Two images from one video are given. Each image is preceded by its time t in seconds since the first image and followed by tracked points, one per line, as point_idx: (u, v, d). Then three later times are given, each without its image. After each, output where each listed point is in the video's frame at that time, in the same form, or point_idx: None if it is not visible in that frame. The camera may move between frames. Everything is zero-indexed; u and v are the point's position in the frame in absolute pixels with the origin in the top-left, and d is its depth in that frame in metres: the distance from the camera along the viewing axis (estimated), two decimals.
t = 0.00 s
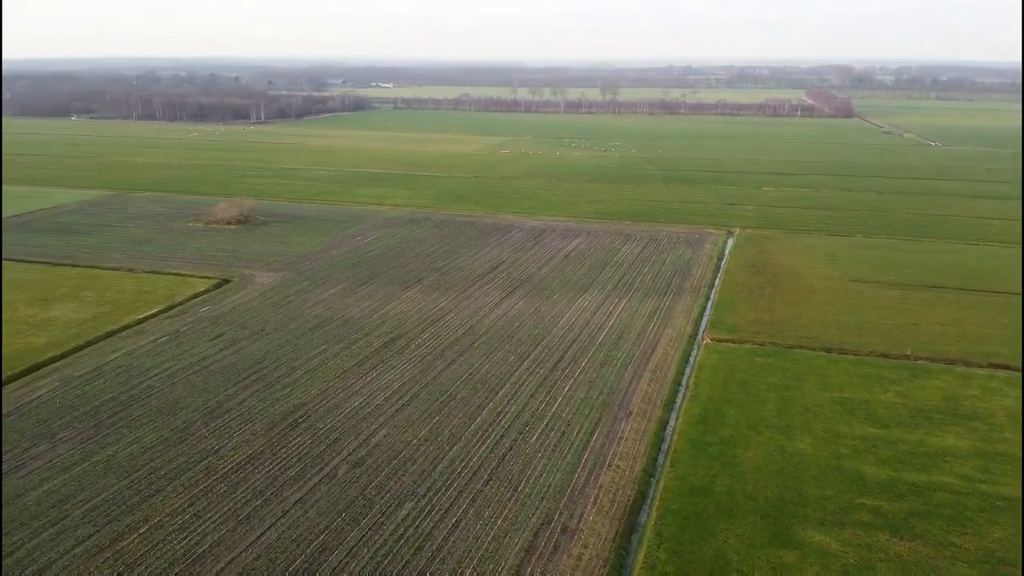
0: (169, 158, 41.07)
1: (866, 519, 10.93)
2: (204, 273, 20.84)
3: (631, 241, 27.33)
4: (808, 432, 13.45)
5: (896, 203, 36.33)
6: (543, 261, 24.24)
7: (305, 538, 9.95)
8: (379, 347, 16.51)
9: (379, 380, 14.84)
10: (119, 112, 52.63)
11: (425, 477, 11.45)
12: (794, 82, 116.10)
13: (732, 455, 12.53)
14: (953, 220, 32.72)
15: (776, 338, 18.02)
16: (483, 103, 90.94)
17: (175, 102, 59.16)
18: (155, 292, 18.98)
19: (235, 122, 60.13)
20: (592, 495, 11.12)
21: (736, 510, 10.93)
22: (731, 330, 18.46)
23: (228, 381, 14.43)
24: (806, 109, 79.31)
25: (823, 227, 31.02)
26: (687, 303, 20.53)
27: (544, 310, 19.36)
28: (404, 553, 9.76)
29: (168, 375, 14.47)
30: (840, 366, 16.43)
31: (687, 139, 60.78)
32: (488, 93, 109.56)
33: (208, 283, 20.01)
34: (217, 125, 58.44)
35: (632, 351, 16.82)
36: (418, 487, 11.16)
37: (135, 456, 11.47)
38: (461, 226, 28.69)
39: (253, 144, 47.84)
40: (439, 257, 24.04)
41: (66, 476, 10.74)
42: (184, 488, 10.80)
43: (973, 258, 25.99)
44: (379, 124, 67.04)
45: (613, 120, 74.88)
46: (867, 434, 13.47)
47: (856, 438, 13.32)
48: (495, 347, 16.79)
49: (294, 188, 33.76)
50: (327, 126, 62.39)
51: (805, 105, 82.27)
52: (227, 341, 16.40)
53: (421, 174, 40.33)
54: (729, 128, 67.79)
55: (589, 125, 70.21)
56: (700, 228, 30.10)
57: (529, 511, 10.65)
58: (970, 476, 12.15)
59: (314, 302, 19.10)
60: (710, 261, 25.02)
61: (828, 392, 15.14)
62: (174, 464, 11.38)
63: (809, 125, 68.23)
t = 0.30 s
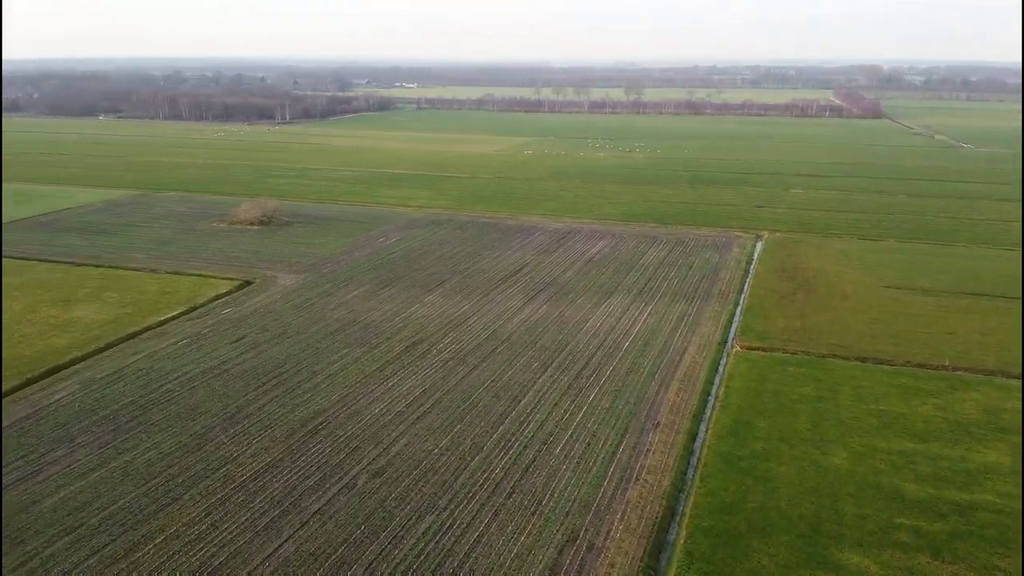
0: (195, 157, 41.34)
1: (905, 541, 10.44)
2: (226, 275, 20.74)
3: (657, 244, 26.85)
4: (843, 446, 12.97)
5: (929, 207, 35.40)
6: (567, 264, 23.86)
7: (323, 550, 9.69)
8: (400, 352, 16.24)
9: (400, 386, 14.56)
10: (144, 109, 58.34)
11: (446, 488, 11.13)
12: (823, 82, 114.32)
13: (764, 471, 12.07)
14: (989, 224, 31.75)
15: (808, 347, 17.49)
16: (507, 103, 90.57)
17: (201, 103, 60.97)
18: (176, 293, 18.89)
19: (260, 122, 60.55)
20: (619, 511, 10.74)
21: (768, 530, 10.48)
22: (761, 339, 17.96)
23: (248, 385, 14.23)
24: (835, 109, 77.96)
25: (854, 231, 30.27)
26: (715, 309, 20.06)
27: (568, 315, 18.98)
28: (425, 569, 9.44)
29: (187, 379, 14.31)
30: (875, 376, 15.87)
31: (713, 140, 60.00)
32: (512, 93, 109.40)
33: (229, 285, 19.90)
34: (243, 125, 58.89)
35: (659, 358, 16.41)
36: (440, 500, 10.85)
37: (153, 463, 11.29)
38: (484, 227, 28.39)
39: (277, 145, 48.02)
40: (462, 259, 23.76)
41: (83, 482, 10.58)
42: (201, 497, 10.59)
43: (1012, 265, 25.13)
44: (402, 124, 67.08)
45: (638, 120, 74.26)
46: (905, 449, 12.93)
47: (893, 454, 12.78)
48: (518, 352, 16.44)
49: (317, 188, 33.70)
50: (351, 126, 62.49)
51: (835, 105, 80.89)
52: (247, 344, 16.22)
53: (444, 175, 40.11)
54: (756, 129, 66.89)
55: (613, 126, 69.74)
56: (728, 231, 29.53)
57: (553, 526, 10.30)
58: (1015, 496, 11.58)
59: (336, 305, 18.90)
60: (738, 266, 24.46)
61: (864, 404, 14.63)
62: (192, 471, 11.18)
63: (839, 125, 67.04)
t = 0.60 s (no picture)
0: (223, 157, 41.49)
1: (951, 565, 9.91)
2: (252, 276, 20.64)
3: (687, 248, 26.32)
4: (884, 462, 12.42)
5: (968, 211, 34.37)
6: (594, 267, 23.44)
7: (343, 565, 9.40)
8: (424, 357, 15.96)
9: (424, 392, 14.25)
10: (174, 111, 61.27)
11: (471, 500, 10.80)
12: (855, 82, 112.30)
13: (800, 488, 11.60)
14: None
15: (844, 356, 16.91)
16: (534, 104, 90.19)
17: (230, 103, 61.76)
18: (201, 294, 18.81)
19: (288, 122, 60.71)
20: (649, 529, 10.33)
21: (805, 551, 10.02)
22: (795, 348, 17.42)
23: (270, 390, 14.03)
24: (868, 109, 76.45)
25: (890, 235, 29.46)
26: (748, 315, 19.54)
27: (596, 321, 18.57)
28: None
29: (210, 383, 14.15)
30: (916, 389, 15.27)
31: (743, 141, 59.08)
32: (539, 94, 108.88)
33: (254, 286, 19.79)
34: (271, 125, 59.15)
35: (689, 367, 15.96)
36: (464, 512, 10.52)
37: (174, 469, 11.10)
38: (510, 230, 28.02)
39: (305, 145, 48.14)
40: (488, 261, 23.45)
41: (103, 489, 10.41)
42: (221, 505, 10.36)
43: None
44: (429, 125, 66.93)
45: (666, 121, 73.45)
46: (949, 466, 12.35)
47: (937, 471, 12.21)
48: (545, 359, 16.07)
49: (343, 189, 33.62)
50: (378, 126, 62.55)
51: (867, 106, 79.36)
52: (271, 347, 16.05)
53: (470, 176, 39.86)
54: (788, 130, 65.55)
55: (640, 126, 69.12)
56: (759, 235, 28.89)
57: (582, 544, 9.91)
58: None
59: (360, 308, 18.68)
60: (770, 271, 23.85)
61: (904, 418, 14.05)
62: (213, 479, 10.96)
63: (872, 127, 65.73)
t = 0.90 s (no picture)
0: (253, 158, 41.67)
1: None
2: (280, 277, 20.53)
3: (720, 252, 25.72)
4: (930, 481, 11.84)
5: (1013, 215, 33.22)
6: (625, 271, 22.99)
7: None
8: (451, 363, 15.65)
9: (451, 398, 13.94)
10: (207, 110, 62.23)
11: (498, 514, 10.46)
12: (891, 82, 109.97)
13: (842, 507, 11.09)
14: None
15: (886, 367, 16.28)
16: (563, 104, 89.69)
17: (261, 103, 62.19)
18: (229, 296, 18.73)
19: (318, 122, 60.95)
20: (684, 549, 9.91)
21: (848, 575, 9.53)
22: (834, 358, 16.82)
23: (295, 394, 13.83)
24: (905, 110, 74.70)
25: (931, 240, 28.54)
26: (784, 322, 18.98)
27: (627, 327, 18.13)
28: None
29: (236, 387, 13.98)
30: (963, 402, 14.61)
31: (776, 142, 58.02)
32: (569, 94, 108.32)
33: (282, 288, 19.68)
34: (301, 124, 59.42)
35: (724, 376, 15.49)
36: (491, 527, 10.19)
37: (197, 476, 10.92)
38: (539, 232, 27.67)
39: (334, 145, 48.21)
40: (517, 264, 23.12)
41: (126, 495, 10.26)
42: (243, 515, 10.14)
43: None
44: (458, 125, 66.75)
45: (697, 121, 72.48)
46: (999, 485, 11.74)
47: (987, 491, 11.60)
48: (574, 366, 15.67)
49: (372, 190, 33.52)
50: (407, 126, 62.55)
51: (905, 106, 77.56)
52: (298, 350, 15.87)
53: (498, 176, 39.53)
54: (822, 132, 64.31)
55: (671, 127, 68.29)
56: (795, 239, 28.17)
57: (613, 564, 9.52)
58: None
59: (387, 311, 18.46)
60: (807, 276, 23.18)
61: (951, 433, 13.43)
62: (236, 486, 10.76)
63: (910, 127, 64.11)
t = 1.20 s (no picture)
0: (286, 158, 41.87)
1: None
2: (310, 279, 20.43)
3: (757, 256, 25.10)
4: (983, 502, 11.24)
5: None
6: (659, 275, 22.50)
7: None
8: (481, 368, 15.35)
9: (480, 405, 13.63)
10: (242, 110, 62.92)
11: (528, 530, 10.11)
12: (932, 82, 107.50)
13: (889, 529, 10.55)
14: None
15: (933, 380, 15.61)
16: (595, 104, 89.20)
17: (295, 103, 62.67)
18: (259, 297, 18.65)
19: (351, 123, 61.25)
20: (721, 571, 9.49)
21: None
22: (879, 369, 16.20)
23: (323, 399, 13.62)
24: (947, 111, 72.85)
25: (977, 246, 27.60)
26: (825, 331, 18.37)
27: (660, 334, 17.67)
28: None
29: (263, 391, 13.83)
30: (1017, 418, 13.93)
31: (813, 144, 56.88)
32: (601, 94, 107.64)
33: (312, 289, 19.56)
34: (334, 125, 59.70)
35: (762, 388, 14.97)
36: (520, 543, 9.85)
37: (223, 483, 10.75)
38: (571, 234, 27.25)
39: (366, 145, 48.29)
40: (549, 267, 22.78)
41: (151, 501, 10.12)
42: (268, 524, 9.93)
43: None
44: (490, 126, 66.55)
45: (731, 122, 71.55)
46: None
47: None
48: (607, 373, 15.27)
49: (403, 190, 33.42)
50: (438, 127, 62.55)
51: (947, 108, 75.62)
52: (327, 354, 15.69)
53: (530, 178, 39.22)
54: (861, 133, 62.89)
55: (705, 128, 67.40)
56: (835, 244, 27.41)
57: None
58: None
59: (417, 314, 18.23)
60: (847, 283, 22.49)
61: (1004, 452, 12.77)
62: (262, 494, 10.56)
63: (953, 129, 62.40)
